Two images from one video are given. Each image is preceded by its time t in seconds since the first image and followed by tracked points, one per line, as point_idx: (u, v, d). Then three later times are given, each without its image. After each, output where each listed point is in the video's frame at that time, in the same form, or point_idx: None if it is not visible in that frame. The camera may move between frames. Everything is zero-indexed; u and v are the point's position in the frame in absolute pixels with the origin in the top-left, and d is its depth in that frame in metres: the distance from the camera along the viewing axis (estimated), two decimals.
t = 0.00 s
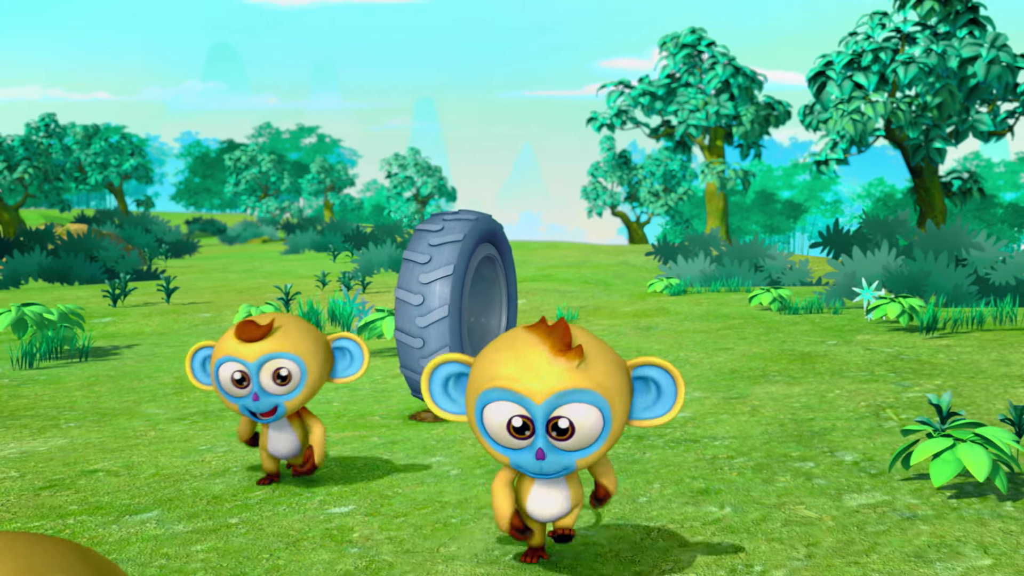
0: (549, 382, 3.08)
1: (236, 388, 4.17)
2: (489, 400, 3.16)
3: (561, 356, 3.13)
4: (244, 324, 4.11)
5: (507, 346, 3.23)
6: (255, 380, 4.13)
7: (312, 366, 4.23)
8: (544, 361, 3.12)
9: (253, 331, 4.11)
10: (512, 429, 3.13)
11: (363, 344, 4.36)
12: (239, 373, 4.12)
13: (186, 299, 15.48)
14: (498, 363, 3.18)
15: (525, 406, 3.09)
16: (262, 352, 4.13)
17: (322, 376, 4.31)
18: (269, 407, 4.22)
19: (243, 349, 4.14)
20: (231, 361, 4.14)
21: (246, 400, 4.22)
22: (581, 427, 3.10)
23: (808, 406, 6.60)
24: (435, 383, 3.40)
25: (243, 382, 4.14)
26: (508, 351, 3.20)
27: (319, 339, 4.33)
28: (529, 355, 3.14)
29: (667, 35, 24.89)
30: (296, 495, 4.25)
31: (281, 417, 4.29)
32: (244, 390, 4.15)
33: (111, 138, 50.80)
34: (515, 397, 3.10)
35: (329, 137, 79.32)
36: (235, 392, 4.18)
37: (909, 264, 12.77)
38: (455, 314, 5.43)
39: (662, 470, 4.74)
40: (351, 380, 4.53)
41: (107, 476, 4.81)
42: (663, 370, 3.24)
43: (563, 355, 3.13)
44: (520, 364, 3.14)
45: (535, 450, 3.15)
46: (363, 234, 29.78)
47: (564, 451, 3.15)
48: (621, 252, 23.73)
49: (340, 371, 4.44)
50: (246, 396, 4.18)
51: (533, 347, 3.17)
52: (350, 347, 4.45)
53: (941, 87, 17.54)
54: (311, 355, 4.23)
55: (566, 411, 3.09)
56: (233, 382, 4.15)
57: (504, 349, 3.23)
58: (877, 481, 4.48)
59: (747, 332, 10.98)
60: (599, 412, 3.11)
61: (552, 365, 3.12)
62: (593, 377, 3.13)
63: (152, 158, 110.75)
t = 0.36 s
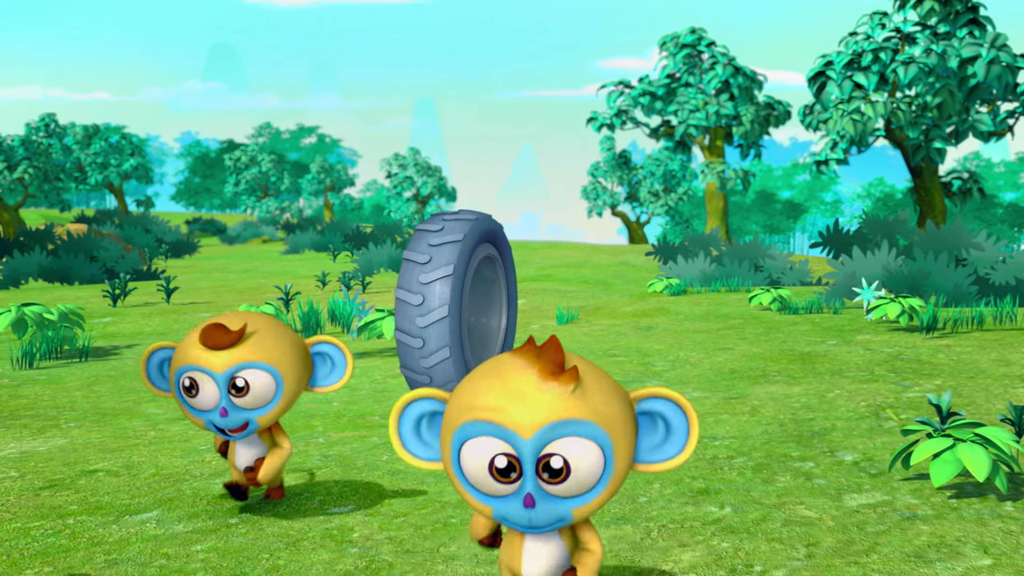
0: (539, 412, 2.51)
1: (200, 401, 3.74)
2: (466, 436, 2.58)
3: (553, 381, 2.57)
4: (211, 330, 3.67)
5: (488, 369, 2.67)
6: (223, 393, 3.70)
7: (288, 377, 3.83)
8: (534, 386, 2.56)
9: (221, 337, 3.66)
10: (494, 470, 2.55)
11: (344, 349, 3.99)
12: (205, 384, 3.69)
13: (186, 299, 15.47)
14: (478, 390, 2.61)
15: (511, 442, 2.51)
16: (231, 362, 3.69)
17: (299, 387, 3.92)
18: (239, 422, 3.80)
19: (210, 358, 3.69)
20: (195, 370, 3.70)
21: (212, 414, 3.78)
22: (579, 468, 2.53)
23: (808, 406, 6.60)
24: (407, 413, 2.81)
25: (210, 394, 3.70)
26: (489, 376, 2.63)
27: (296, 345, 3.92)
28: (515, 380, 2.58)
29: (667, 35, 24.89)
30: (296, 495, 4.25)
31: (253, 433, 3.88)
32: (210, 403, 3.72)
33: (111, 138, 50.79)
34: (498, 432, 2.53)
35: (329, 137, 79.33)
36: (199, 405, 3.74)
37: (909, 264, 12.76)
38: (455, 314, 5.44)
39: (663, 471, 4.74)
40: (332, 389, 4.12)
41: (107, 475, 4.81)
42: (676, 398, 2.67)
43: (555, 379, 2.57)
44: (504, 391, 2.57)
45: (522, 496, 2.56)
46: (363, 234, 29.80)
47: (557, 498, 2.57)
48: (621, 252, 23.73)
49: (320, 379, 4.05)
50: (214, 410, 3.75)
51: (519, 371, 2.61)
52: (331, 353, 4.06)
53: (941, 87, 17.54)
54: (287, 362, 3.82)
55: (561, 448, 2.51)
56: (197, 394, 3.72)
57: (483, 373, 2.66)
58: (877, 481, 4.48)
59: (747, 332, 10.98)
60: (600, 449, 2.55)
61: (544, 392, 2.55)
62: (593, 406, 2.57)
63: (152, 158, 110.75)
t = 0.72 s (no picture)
0: (511, 445, 2.10)
1: (129, 429, 3.22)
2: (422, 473, 2.16)
3: (529, 406, 2.15)
4: (133, 346, 3.15)
5: (449, 390, 2.24)
6: (153, 417, 3.18)
7: (229, 395, 3.28)
8: (505, 414, 2.14)
9: (146, 352, 3.15)
10: (458, 516, 2.13)
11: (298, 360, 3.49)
12: (130, 409, 3.18)
13: (186, 299, 15.47)
14: (436, 417, 2.19)
15: (478, 482, 2.09)
16: (156, 379, 3.15)
17: (248, 409, 3.37)
18: (177, 451, 3.26)
19: (134, 379, 3.17)
20: (121, 395, 3.19)
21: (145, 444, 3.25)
22: (561, 510, 2.13)
23: (808, 406, 6.59)
24: (347, 438, 2.37)
25: (139, 419, 3.18)
26: (451, 400, 2.21)
27: (240, 360, 3.38)
28: (481, 403, 2.16)
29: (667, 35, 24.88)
30: (296, 496, 4.23)
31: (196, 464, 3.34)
32: (140, 430, 3.20)
33: (111, 138, 50.76)
34: (462, 470, 2.11)
35: (329, 137, 79.32)
36: (130, 433, 3.23)
37: (909, 264, 12.77)
38: (455, 314, 5.43)
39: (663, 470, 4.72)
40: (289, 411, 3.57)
41: (107, 475, 4.81)
42: (686, 418, 2.26)
43: (531, 404, 2.16)
44: (469, 420, 2.15)
45: (491, 546, 2.14)
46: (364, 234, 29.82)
47: (534, 547, 2.16)
48: (621, 252, 23.69)
49: (273, 400, 3.53)
50: (145, 439, 3.22)
51: (486, 394, 2.18)
52: (287, 369, 3.53)
53: (941, 87, 17.54)
54: (228, 380, 3.28)
55: (538, 487, 2.11)
56: (124, 421, 3.21)
57: (443, 397, 2.24)
58: (877, 481, 4.48)
59: (747, 332, 10.99)
60: (587, 485, 2.15)
61: (517, 420, 2.14)
62: (579, 434, 2.17)
63: (152, 158, 110.75)
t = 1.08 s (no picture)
0: (483, 539, 1.44)
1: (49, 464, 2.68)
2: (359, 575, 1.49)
3: (507, 484, 1.49)
4: (39, 368, 2.59)
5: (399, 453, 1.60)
6: (73, 450, 2.62)
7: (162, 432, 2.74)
8: (475, 493, 1.48)
9: (54, 374, 2.58)
10: None
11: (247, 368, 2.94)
12: (45, 442, 2.63)
13: (186, 299, 15.46)
14: (382, 493, 1.54)
15: None
16: (69, 407, 2.58)
17: (188, 425, 2.80)
18: (108, 485, 2.72)
19: (43, 407, 2.61)
20: (33, 426, 2.63)
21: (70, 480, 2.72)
22: None
23: (808, 406, 6.59)
24: (275, 517, 1.77)
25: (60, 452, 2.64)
26: (402, 467, 1.56)
27: (176, 384, 2.81)
28: (443, 476, 1.50)
29: (667, 35, 24.86)
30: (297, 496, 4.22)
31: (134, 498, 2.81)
32: (59, 464, 2.65)
33: (111, 138, 50.73)
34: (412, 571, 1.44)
35: (329, 136, 79.37)
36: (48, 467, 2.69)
37: (909, 264, 12.77)
38: (455, 314, 5.44)
39: (662, 470, 4.70)
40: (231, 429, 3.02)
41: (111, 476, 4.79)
42: (712, 500, 1.60)
43: (510, 479, 1.50)
44: (424, 497, 1.49)
45: None
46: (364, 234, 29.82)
47: None
48: (621, 252, 23.64)
49: (223, 413, 2.96)
50: (67, 476, 2.68)
51: (451, 461, 1.52)
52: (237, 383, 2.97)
53: (941, 87, 17.53)
54: (158, 398, 2.70)
55: None
56: (42, 456, 2.67)
57: (389, 467, 1.59)
58: (877, 481, 4.47)
59: (747, 332, 10.98)
60: None
61: (493, 501, 1.48)
62: (579, 522, 1.51)
63: (153, 158, 110.79)
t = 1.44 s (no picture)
0: None
1: None
2: None
3: None
4: None
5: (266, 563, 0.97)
6: (7, 499, 2.32)
7: (131, 476, 2.50)
8: None
9: (7, 405, 2.35)
10: None
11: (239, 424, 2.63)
12: None
13: (185, 299, 15.44)
14: None
15: None
16: (16, 446, 2.35)
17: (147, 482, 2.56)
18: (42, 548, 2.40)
19: None
20: None
21: None
22: None
23: (808, 406, 6.59)
24: None
25: None
26: None
27: (152, 418, 2.61)
28: None
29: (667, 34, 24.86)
30: (297, 496, 4.23)
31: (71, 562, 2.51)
32: None
33: (111, 138, 50.72)
34: None
35: (329, 136, 79.42)
36: None
37: (909, 264, 12.77)
38: (455, 314, 5.44)
39: (662, 470, 4.69)
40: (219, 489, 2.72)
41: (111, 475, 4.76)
42: None
43: None
44: None
45: None
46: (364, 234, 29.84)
47: None
48: (621, 252, 23.59)
49: (198, 468, 2.71)
50: None
51: None
52: (217, 428, 2.66)
53: (941, 87, 17.53)
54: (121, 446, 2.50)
55: None
56: None
57: None
58: (877, 481, 4.47)
59: (747, 331, 10.97)
60: None
61: None
62: None
63: (153, 158, 110.79)
